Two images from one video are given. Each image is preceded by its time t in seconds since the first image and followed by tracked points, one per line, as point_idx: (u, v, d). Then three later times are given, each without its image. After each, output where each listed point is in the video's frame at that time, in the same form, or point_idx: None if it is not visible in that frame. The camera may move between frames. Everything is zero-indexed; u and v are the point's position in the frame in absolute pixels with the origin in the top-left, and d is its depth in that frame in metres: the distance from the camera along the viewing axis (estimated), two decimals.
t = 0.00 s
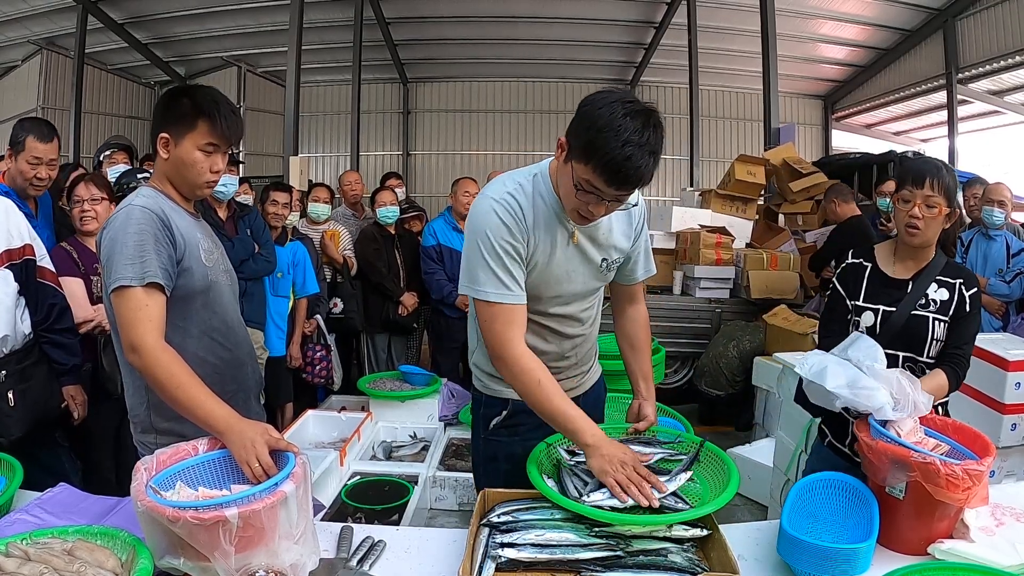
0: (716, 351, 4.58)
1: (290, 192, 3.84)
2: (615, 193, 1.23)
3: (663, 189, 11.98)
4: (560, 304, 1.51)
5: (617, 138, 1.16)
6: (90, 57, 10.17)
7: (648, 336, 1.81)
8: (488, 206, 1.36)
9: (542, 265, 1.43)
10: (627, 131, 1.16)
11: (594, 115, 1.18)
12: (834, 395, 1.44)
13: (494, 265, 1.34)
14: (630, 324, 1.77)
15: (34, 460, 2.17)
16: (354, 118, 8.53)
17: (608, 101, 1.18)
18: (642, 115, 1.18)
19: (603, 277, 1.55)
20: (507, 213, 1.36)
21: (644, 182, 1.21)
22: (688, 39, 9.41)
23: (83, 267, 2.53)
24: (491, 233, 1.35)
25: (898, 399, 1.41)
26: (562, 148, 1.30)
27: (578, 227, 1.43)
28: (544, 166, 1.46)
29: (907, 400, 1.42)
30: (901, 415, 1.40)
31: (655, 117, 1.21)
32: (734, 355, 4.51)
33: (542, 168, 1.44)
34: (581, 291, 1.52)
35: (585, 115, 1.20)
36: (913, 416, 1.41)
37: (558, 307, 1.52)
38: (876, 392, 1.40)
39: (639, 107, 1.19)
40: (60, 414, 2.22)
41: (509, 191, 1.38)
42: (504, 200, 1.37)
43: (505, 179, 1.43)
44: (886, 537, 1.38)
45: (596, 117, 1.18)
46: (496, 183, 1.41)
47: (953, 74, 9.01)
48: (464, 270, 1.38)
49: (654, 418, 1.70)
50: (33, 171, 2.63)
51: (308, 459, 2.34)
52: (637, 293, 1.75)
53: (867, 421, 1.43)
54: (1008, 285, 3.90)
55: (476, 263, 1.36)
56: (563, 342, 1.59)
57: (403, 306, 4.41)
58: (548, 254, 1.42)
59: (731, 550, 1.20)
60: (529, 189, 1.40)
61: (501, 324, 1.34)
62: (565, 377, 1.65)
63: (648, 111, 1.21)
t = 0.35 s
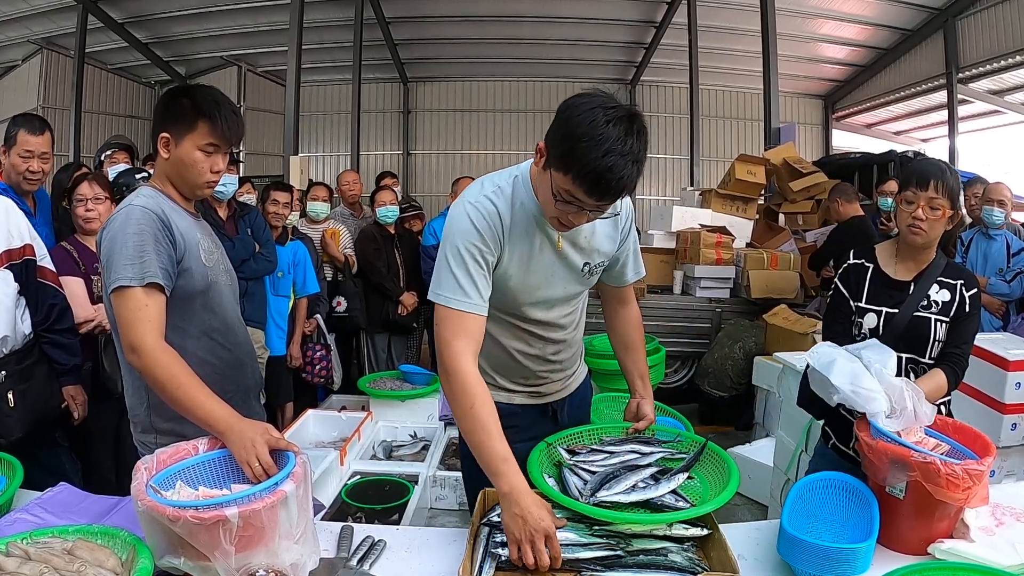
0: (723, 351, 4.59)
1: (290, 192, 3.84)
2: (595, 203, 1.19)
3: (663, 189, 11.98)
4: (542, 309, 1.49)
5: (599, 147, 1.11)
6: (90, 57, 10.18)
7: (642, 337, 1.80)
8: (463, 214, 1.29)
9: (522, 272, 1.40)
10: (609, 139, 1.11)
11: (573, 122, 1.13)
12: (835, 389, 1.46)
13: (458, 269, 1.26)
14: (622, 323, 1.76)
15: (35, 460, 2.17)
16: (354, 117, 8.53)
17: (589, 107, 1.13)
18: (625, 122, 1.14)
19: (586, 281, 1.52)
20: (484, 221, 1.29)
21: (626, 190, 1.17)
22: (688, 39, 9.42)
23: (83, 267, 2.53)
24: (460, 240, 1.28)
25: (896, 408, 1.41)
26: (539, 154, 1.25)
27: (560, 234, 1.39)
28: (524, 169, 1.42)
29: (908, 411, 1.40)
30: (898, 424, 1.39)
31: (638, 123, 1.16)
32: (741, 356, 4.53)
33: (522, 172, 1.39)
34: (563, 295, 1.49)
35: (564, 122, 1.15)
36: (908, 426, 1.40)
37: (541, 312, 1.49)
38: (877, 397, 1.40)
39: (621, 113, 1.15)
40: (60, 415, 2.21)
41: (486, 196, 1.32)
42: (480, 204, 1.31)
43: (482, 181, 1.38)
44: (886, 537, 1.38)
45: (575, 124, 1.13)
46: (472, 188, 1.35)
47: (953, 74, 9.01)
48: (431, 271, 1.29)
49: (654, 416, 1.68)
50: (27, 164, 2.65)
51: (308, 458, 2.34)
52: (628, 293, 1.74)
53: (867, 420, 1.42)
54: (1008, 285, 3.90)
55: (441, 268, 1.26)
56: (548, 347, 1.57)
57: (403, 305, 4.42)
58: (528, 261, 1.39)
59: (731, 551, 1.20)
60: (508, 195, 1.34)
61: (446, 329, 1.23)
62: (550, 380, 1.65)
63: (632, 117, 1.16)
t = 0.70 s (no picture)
0: (717, 353, 4.60)
1: (290, 192, 3.85)
2: (591, 202, 1.18)
3: (663, 189, 11.97)
4: (534, 311, 1.48)
5: (594, 145, 1.11)
6: (90, 57, 10.18)
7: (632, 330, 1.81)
8: (457, 212, 1.25)
9: (515, 273, 1.38)
10: (604, 137, 1.11)
11: (567, 119, 1.12)
12: (833, 391, 1.46)
13: (454, 272, 1.22)
14: (611, 320, 1.76)
15: (35, 460, 2.17)
16: (355, 117, 8.52)
17: (582, 105, 1.13)
18: (619, 119, 1.14)
19: (577, 279, 1.52)
20: (477, 220, 1.26)
21: (622, 188, 1.17)
22: (688, 39, 9.42)
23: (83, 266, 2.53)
24: (458, 240, 1.24)
25: (894, 409, 1.41)
26: (530, 152, 1.24)
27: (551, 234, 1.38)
28: (514, 167, 1.40)
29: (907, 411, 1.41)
30: (896, 425, 1.40)
31: (630, 120, 1.17)
32: (735, 357, 4.53)
33: (512, 171, 1.38)
34: (554, 297, 1.49)
35: (557, 119, 1.14)
36: (907, 427, 1.41)
37: (533, 315, 1.48)
38: (877, 399, 1.40)
39: (614, 109, 1.15)
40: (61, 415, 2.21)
41: (478, 194, 1.30)
42: (475, 203, 1.28)
43: (472, 179, 1.35)
44: (886, 537, 1.38)
45: (569, 122, 1.12)
46: (463, 186, 1.33)
47: (953, 74, 9.01)
48: (424, 271, 1.25)
49: (647, 407, 1.69)
50: (30, 156, 2.66)
51: (309, 459, 2.36)
52: (616, 288, 1.74)
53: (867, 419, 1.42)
54: (1008, 285, 3.90)
55: (435, 269, 1.22)
56: (540, 349, 1.57)
57: (403, 306, 4.42)
58: (522, 263, 1.37)
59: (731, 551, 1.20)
60: (499, 193, 1.32)
61: (447, 337, 1.21)
62: (539, 383, 1.65)
63: (624, 113, 1.16)
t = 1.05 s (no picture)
0: (714, 355, 4.57)
1: (290, 192, 3.85)
2: (598, 204, 1.19)
3: (663, 189, 11.96)
4: (531, 311, 1.48)
5: (606, 146, 1.11)
6: (90, 57, 10.18)
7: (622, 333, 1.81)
8: (457, 208, 1.26)
9: (513, 272, 1.38)
10: (616, 139, 1.11)
11: (578, 120, 1.12)
12: (833, 392, 1.46)
13: (456, 269, 1.22)
14: (602, 321, 1.76)
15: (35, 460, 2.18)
16: (354, 117, 8.52)
17: (593, 106, 1.13)
18: (628, 121, 1.14)
19: (573, 279, 1.53)
20: (478, 218, 1.26)
21: (630, 192, 1.18)
22: (688, 39, 9.42)
23: (83, 266, 2.53)
24: (460, 236, 1.24)
25: (894, 410, 1.41)
26: (536, 152, 1.24)
27: (550, 234, 1.39)
28: (514, 164, 1.40)
29: (907, 411, 1.40)
30: (895, 425, 1.40)
31: (639, 122, 1.17)
32: (730, 359, 4.51)
33: (513, 169, 1.38)
34: (551, 297, 1.49)
35: (567, 120, 1.14)
36: (907, 426, 1.41)
37: (530, 314, 1.48)
38: (875, 399, 1.40)
39: (624, 112, 1.15)
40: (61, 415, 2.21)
41: (479, 191, 1.30)
42: (477, 201, 1.28)
43: (472, 176, 1.35)
44: (886, 537, 1.38)
45: (580, 123, 1.12)
46: (463, 182, 1.33)
47: (953, 74, 9.01)
48: (421, 266, 1.24)
49: (639, 410, 1.69)
50: (29, 151, 2.67)
51: (308, 459, 2.36)
52: (606, 289, 1.74)
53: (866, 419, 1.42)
54: (1009, 285, 3.91)
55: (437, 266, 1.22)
56: (535, 349, 1.57)
57: (403, 306, 4.42)
58: (521, 262, 1.38)
59: (731, 551, 1.20)
60: (501, 191, 1.32)
61: (450, 333, 1.21)
62: (533, 384, 1.65)
63: (633, 115, 1.17)
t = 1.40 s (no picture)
0: (717, 356, 4.56)
1: (289, 192, 3.85)
2: (591, 212, 1.18)
3: (663, 189, 11.97)
4: (527, 315, 1.48)
5: (598, 155, 1.10)
6: (90, 57, 10.19)
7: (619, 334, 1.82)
8: (452, 217, 1.25)
9: (508, 278, 1.38)
10: (608, 147, 1.11)
11: (568, 129, 1.12)
12: (833, 392, 1.46)
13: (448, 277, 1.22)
14: (599, 321, 1.77)
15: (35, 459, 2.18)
16: (354, 117, 8.52)
17: (585, 114, 1.13)
18: (621, 128, 1.14)
19: (568, 283, 1.52)
20: (472, 227, 1.26)
21: (623, 199, 1.17)
22: (688, 39, 9.42)
23: (84, 265, 2.53)
24: (455, 245, 1.23)
25: (894, 410, 1.40)
26: (530, 159, 1.24)
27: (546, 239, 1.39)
28: (508, 170, 1.40)
29: (907, 411, 1.40)
30: (895, 425, 1.40)
31: (632, 129, 1.17)
32: (735, 360, 4.49)
33: (507, 175, 1.37)
34: (547, 301, 1.49)
35: (559, 128, 1.14)
36: (907, 427, 1.41)
37: (525, 318, 1.48)
38: (874, 399, 1.40)
39: (617, 120, 1.15)
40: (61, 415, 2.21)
41: (473, 199, 1.30)
42: (471, 208, 1.28)
43: (467, 183, 1.35)
44: (887, 538, 1.38)
45: (571, 132, 1.12)
46: (457, 190, 1.32)
47: (953, 74, 9.01)
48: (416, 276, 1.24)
49: (635, 410, 1.70)
50: (28, 148, 2.67)
51: (308, 459, 2.36)
52: (602, 291, 1.75)
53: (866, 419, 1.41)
54: (1008, 285, 3.90)
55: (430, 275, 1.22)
56: (532, 351, 1.57)
57: (403, 306, 4.43)
58: (515, 267, 1.37)
59: (731, 551, 1.20)
60: (495, 198, 1.32)
61: (456, 342, 1.21)
62: (530, 384, 1.65)
63: (626, 123, 1.16)
